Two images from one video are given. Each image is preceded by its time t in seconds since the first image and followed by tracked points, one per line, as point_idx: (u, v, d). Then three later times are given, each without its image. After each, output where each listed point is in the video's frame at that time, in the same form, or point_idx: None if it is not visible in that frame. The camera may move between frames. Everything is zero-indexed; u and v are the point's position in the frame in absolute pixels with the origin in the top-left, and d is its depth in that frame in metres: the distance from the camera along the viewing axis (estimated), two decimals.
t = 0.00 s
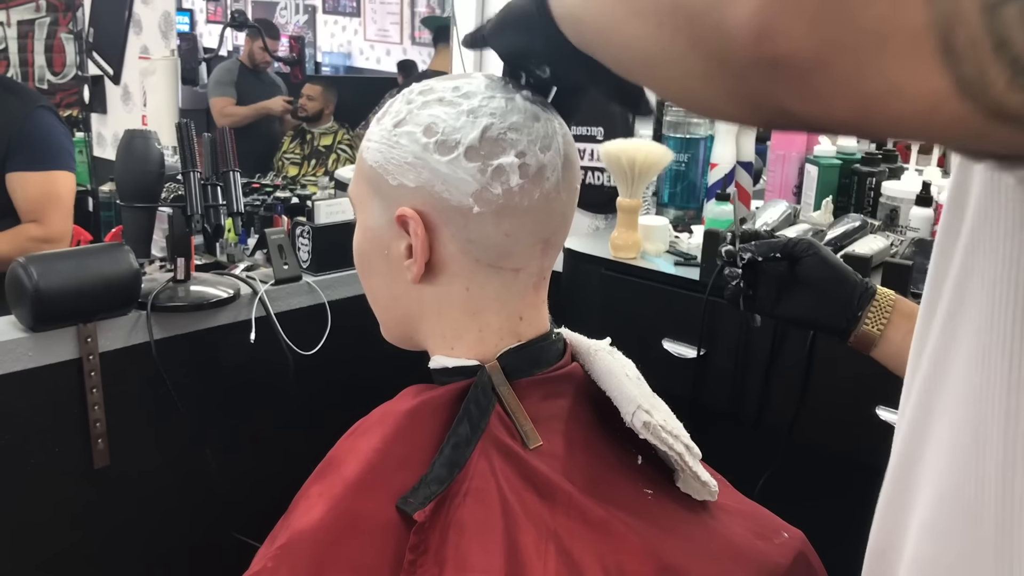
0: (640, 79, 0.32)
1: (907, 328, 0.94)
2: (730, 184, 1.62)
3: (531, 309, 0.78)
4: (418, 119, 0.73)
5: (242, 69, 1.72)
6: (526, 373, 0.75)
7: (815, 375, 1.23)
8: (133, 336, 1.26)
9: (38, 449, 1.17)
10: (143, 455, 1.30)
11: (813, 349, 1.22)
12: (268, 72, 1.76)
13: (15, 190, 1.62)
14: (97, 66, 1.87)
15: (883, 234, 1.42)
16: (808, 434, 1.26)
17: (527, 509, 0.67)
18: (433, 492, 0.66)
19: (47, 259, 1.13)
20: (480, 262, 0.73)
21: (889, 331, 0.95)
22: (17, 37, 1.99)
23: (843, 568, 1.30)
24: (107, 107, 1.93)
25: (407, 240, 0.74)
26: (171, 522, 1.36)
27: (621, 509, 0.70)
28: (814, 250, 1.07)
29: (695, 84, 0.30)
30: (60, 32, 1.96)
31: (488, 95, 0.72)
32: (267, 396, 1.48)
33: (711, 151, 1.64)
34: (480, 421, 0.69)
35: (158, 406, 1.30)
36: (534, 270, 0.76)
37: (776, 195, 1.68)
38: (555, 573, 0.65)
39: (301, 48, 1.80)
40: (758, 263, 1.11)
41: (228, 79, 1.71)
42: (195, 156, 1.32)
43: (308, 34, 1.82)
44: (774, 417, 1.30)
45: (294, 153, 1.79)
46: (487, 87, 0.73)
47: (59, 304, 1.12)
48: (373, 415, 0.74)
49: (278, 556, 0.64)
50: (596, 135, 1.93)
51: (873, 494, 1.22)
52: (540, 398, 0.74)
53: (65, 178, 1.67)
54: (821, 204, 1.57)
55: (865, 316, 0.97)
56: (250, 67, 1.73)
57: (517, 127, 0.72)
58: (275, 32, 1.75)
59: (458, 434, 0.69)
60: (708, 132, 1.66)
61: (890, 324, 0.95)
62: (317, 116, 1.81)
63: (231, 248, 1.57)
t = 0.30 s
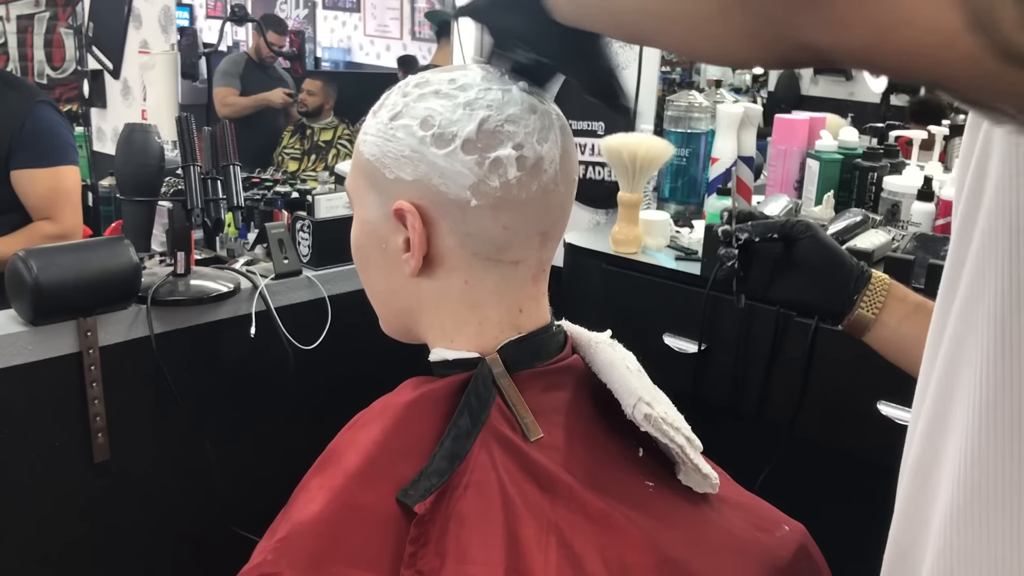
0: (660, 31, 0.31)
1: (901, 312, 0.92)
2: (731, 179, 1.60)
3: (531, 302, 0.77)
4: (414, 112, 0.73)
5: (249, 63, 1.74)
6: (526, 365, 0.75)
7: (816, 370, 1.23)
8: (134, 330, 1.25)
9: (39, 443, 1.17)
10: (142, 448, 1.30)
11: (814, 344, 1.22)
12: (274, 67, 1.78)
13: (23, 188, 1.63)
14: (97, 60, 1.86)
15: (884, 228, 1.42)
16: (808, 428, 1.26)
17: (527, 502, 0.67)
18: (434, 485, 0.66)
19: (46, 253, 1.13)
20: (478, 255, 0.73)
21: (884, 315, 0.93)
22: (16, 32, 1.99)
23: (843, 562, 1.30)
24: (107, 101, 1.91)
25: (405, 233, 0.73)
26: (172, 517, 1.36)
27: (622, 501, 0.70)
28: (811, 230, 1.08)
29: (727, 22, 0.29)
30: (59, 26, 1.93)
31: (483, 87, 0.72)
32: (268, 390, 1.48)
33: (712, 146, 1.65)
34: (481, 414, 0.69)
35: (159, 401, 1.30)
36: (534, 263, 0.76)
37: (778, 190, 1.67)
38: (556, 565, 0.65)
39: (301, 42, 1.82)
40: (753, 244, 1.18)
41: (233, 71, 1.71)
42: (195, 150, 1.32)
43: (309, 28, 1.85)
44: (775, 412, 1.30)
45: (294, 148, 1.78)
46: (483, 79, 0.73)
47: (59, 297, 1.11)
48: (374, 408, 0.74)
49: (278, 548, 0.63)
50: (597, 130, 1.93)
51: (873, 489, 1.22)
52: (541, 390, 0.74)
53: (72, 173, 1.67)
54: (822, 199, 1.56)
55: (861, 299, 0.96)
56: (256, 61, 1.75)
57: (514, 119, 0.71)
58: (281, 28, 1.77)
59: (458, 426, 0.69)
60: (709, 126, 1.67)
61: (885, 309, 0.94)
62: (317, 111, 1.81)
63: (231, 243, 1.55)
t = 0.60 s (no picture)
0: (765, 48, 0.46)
1: (915, 320, 0.94)
2: (730, 175, 1.63)
3: (532, 297, 0.77)
4: (421, 104, 0.73)
5: (250, 60, 1.71)
6: (526, 360, 0.75)
7: (815, 367, 1.23)
8: (133, 326, 1.25)
9: (37, 439, 1.17)
10: (141, 444, 1.29)
11: (813, 341, 1.22)
12: (275, 64, 1.75)
13: (21, 186, 1.63)
14: (96, 57, 1.85)
15: (884, 225, 1.42)
16: (807, 424, 1.26)
17: (526, 495, 0.67)
18: (432, 478, 0.65)
19: (43, 248, 1.12)
20: (481, 250, 0.73)
21: (898, 324, 0.95)
22: (15, 29, 1.98)
23: (842, 559, 1.30)
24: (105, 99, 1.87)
25: (408, 226, 0.73)
26: (171, 512, 1.36)
27: (621, 495, 0.70)
28: (821, 244, 1.07)
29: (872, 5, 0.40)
30: (58, 23, 1.91)
31: (493, 83, 0.72)
32: (267, 386, 1.47)
33: (711, 142, 1.64)
34: (480, 408, 0.69)
35: (157, 397, 1.30)
36: (536, 259, 0.76)
37: (777, 185, 1.68)
38: (555, 559, 0.65)
39: (300, 38, 1.79)
40: (765, 260, 1.11)
41: (233, 66, 1.68)
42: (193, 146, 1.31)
43: (307, 25, 1.81)
44: (774, 408, 1.30)
45: (293, 145, 1.78)
46: (493, 74, 0.73)
47: (57, 293, 1.11)
48: (374, 401, 0.74)
49: (277, 541, 0.64)
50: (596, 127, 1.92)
51: (872, 485, 1.22)
52: (541, 385, 0.74)
53: (69, 171, 1.67)
54: (821, 195, 1.57)
55: (874, 310, 0.97)
56: (258, 58, 1.72)
57: (521, 115, 0.71)
58: (282, 26, 1.75)
59: (458, 420, 0.69)
60: (709, 123, 1.65)
61: (900, 317, 0.95)
62: (317, 108, 1.81)
63: (230, 239, 1.55)
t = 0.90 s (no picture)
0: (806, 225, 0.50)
1: (917, 311, 0.94)
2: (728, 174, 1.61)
3: (530, 293, 0.77)
4: (421, 99, 0.73)
5: (245, 57, 1.70)
6: (523, 356, 0.75)
7: (811, 364, 1.23)
8: (131, 324, 1.25)
9: (35, 437, 1.16)
10: (139, 442, 1.29)
11: (811, 338, 1.22)
12: (270, 61, 1.74)
13: (18, 184, 1.62)
14: (93, 55, 1.85)
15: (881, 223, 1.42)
16: (805, 421, 1.27)
17: (523, 490, 0.67)
18: (431, 473, 0.65)
19: (41, 246, 1.12)
20: (479, 245, 0.73)
21: (899, 315, 0.95)
22: (12, 27, 1.97)
23: (840, 556, 1.30)
24: (103, 96, 1.87)
25: (407, 221, 0.73)
26: (169, 511, 1.36)
27: (618, 490, 0.70)
28: (822, 237, 1.08)
29: (901, 187, 0.44)
30: (56, 21, 1.91)
31: (493, 79, 0.72)
32: (265, 384, 1.47)
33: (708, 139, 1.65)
34: (478, 403, 0.69)
35: (155, 395, 1.30)
36: (533, 255, 0.76)
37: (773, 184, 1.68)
38: (552, 555, 0.64)
39: (298, 36, 1.79)
40: (768, 251, 1.16)
41: (227, 66, 1.68)
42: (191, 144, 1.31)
43: (305, 23, 1.81)
44: (772, 405, 1.30)
45: (291, 143, 1.78)
46: (494, 70, 0.73)
47: (56, 291, 1.11)
48: (372, 398, 0.74)
49: (275, 536, 0.64)
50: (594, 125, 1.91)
51: (869, 482, 1.22)
52: (538, 380, 0.74)
53: (67, 169, 1.67)
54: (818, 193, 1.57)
55: (875, 301, 0.97)
56: (252, 56, 1.71)
57: (522, 110, 0.71)
58: (278, 24, 1.74)
59: (455, 416, 0.69)
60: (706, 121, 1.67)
61: (901, 308, 0.95)
62: (314, 106, 1.81)
63: (228, 238, 1.55)
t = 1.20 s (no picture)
0: (814, 262, 0.53)
1: (922, 304, 0.95)
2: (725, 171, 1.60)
3: (525, 291, 0.77)
4: (415, 98, 0.72)
5: (239, 55, 1.69)
6: (519, 355, 0.75)
7: (808, 361, 1.24)
8: (129, 322, 1.25)
9: (32, 436, 1.16)
10: (137, 441, 1.29)
11: (808, 335, 1.23)
12: (264, 58, 1.73)
13: (15, 184, 1.62)
14: (90, 53, 1.84)
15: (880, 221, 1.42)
16: (801, 418, 1.27)
17: (520, 489, 0.67)
18: (426, 472, 0.65)
19: (38, 244, 1.12)
20: (474, 244, 0.73)
21: (906, 309, 0.96)
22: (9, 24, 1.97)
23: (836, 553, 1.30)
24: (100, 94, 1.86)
25: (402, 220, 0.73)
26: (167, 509, 1.36)
27: (615, 489, 0.70)
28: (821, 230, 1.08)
29: (902, 222, 0.47)
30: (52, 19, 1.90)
31: (487, 78, 0.72)
32: (262, 383, 1.47)
33: (706, 138, 1.63)
34: (474, 402, 0.69)
35: (153, 394, 1.30)
36: (529, 253, 0.76)
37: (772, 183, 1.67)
38: (549, 554, 0.65)
39: (294, 34, 1.77)
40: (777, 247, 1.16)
41: (221, 65, 1.67)
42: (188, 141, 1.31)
43: (303, 21, 1.79)
44: (768, 403, 1.31)
45: (288, 141, 1.78)
46: (487, 68, 0.73)
47: (53, 290, 1.11)
48: (368, 397, 0.74)
49: (271, 536, 0.64)
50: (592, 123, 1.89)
51: (866, 479, 1.22)
52: (534, 379, 0.74)
53: (63, 169, 1.67)
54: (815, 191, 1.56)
55: (881, 295, 0.97)
56: (247, 54, 1.70)
57: (516, 108, 0.72)
58: (272, 21, 1.72)
59: (452, 414, 0.69)
60: (704, 118, 1.66)
61: (907, 302, 0.96)
62: (311, 104, 1.81)
63: (225, 237, 1.60)
